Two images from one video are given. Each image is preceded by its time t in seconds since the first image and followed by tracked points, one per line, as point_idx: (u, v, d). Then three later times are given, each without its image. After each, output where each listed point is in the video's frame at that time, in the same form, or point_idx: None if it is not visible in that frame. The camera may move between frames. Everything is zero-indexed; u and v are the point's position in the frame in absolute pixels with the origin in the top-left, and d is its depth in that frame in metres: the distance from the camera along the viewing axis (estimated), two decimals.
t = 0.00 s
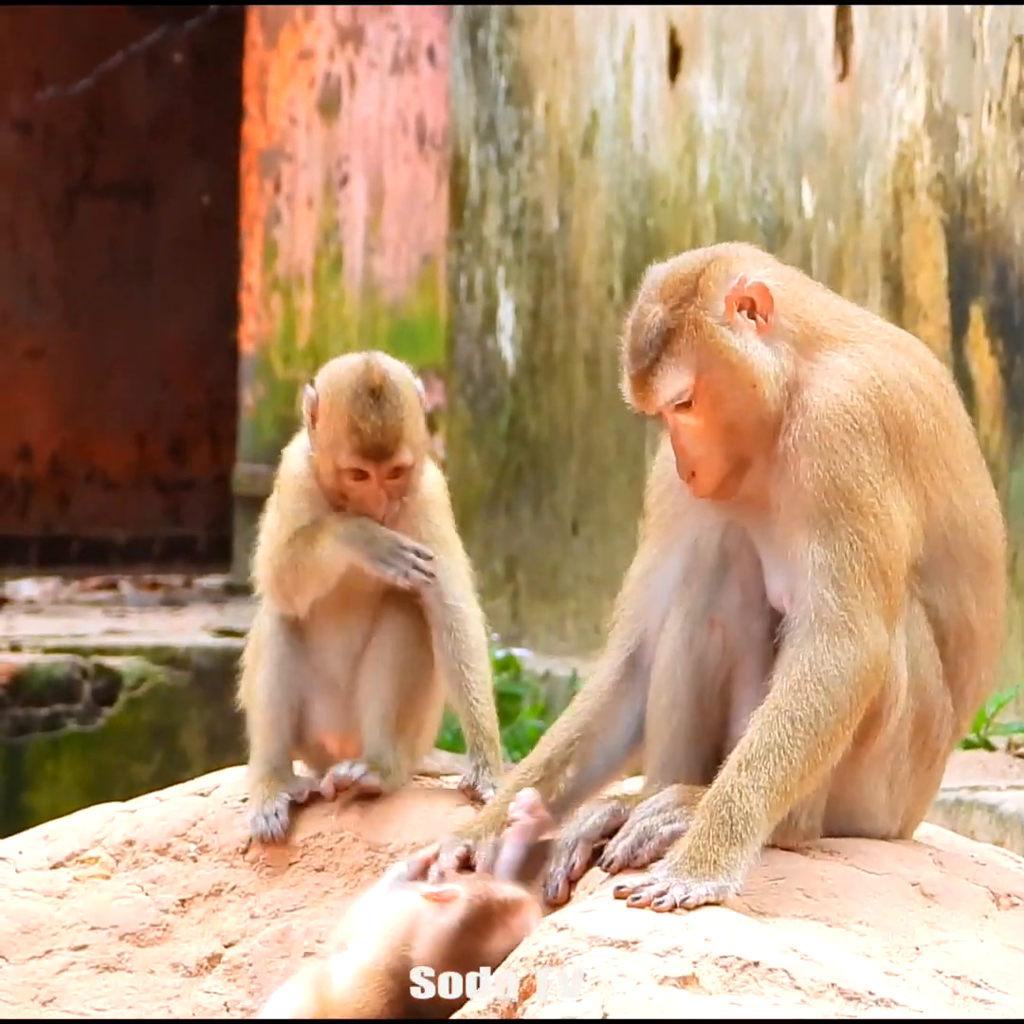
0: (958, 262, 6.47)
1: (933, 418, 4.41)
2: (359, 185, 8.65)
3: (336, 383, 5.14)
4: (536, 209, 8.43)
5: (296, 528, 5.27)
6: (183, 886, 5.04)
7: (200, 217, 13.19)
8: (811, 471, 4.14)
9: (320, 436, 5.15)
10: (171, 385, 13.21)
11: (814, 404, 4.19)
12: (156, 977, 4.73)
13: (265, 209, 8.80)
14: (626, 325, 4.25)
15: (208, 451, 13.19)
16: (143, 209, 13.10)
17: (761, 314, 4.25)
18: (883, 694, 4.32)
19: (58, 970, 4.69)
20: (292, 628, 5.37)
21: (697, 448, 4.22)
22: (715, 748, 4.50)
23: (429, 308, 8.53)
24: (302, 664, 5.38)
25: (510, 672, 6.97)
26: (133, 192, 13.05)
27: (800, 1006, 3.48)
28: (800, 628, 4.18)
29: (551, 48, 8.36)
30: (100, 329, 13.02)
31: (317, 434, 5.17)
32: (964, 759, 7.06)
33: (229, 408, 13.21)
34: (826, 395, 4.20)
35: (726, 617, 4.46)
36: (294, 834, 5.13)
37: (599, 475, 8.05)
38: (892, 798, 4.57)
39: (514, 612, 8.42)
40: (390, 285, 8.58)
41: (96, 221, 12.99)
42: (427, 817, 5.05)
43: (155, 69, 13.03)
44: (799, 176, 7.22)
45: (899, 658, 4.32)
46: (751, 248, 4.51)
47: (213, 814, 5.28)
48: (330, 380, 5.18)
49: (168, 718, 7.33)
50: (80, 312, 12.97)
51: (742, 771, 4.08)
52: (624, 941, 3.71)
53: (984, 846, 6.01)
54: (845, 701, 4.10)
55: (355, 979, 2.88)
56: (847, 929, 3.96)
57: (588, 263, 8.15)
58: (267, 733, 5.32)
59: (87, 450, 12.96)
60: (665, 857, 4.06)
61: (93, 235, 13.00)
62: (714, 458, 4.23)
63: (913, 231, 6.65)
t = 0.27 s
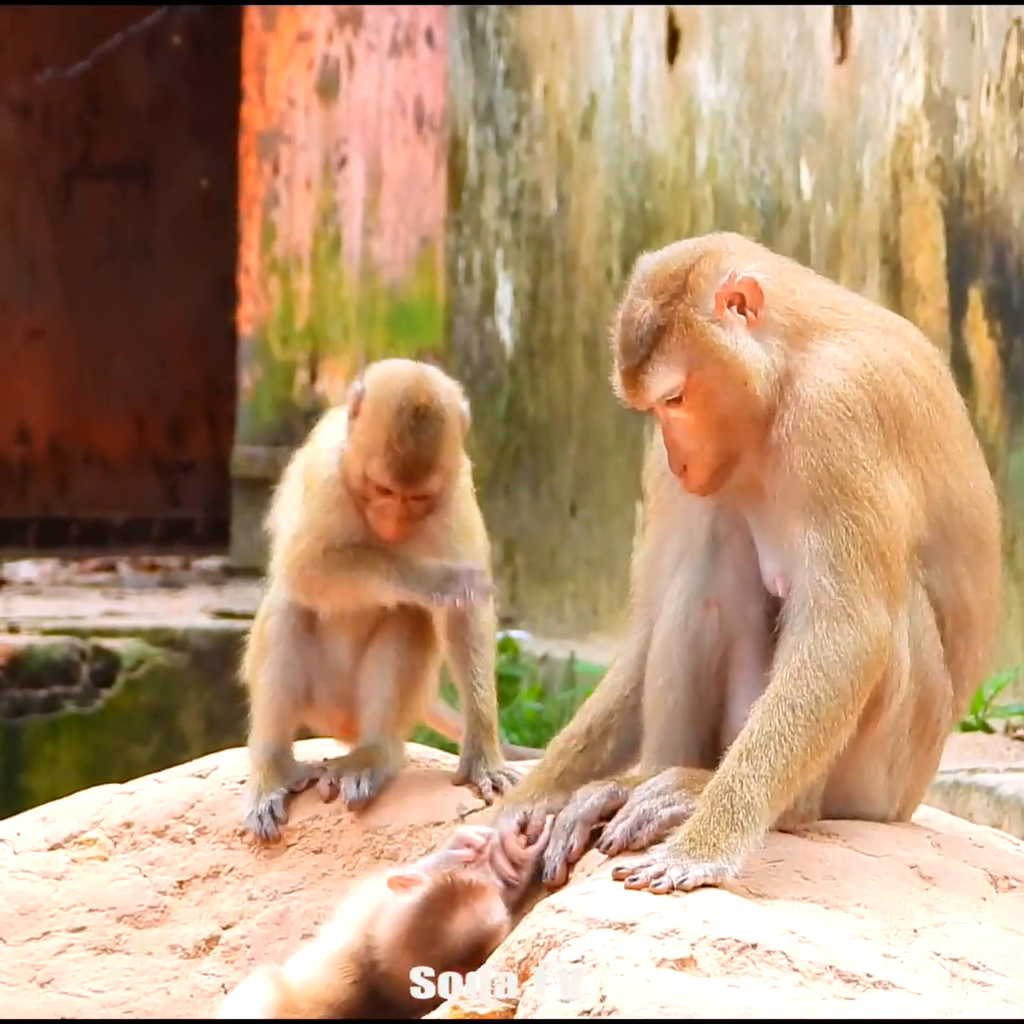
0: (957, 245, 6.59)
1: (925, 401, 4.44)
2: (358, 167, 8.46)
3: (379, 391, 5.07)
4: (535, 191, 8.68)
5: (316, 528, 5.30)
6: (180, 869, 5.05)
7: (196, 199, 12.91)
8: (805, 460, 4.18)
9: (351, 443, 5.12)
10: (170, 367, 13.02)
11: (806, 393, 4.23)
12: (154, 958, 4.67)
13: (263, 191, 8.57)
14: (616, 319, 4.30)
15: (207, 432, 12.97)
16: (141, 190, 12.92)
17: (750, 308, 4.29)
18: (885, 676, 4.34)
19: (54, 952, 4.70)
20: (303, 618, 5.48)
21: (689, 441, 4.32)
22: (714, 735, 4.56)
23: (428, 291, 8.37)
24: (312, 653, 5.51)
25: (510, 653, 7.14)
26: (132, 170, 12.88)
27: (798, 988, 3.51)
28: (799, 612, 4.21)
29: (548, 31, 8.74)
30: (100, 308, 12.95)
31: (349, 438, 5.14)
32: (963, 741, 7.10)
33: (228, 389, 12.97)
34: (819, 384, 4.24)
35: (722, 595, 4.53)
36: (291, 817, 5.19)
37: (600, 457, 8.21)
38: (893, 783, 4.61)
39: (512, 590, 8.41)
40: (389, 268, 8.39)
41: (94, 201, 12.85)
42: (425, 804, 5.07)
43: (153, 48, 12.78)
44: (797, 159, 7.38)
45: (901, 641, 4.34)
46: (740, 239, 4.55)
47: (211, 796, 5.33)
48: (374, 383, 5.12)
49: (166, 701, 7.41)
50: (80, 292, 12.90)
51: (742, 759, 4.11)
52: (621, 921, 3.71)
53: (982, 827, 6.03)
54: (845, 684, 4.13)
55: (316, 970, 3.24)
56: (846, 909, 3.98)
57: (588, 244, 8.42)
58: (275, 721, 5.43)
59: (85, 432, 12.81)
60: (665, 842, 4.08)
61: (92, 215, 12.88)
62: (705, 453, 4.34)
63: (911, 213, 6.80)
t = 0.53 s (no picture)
0: (952, 226, 6.80)
1: (912, 372, 4.43)
2: (352, 148, 9.25)
3: (496, 397, 5.08)
4: (529, 174, 8.66)
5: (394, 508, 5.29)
6: (174, 851, 5.06)
7: (192, 181, 13.65)
8: (790, 437, 4.19)
9: (468, 448, 5.12)
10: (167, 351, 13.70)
11: (791, 370, 4.23)
12: (148, 941, 4.82)
13: (258, 173, 9.38)
14: (604, 316, 4.30)
15: (201, 414, 13.68)
16: (136, 173, 13.57)
17: (739, 297, 4.27)
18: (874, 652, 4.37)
19: (48, 934, 4.82)
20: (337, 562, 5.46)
21: (683, 432, 4.35)
22: (711, 713, 4.61)
23: (422, 271, 9.01)
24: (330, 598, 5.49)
25: (504, 635, 7.19)
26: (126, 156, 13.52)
27: (791, 969, 3.58)
28: (788, 587, 4.22)
29: (544, 15, 8.63)
30: (94, 292, 13.53)
31: (460, 438, 5.15)
32: (957, 724, 7.13)
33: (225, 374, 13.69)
34: (803, 361, 4.23)
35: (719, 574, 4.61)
36: (285, 800, 5.13)
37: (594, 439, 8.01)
38: (890, 755, 4.63)
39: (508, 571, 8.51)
40: (384, 249, 9.14)
41: (91, 186, 13.47)
42: (413, 784, 4.99)
43: (149, 35, 13.45)
44: (793, 140, 7.48)
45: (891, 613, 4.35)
46: (725, 225, 4.53)
47: (206, 777, 5.30)
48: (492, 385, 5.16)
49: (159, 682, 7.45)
50: (76, 275, 13.48)
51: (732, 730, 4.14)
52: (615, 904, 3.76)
53: (977, 809, 6.05)
54: (835, 658, 4.14)
55: (300, 967, 3.41)
56: (834, 896, 4.00)
57: (582, 226, 8.39)
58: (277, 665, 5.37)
59: (82, 415, 13.42)
60: (656, 823, 4.15)
61: (87, 200, 13.49)
62: (702, 443, 4.36)
63: (907, 194, 6.99)
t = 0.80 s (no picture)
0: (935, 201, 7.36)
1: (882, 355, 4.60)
2: (332, 130, 9.27)
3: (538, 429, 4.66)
4: (509, 152, 9.28)
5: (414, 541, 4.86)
6: (156, 832, 5.10)
7: (172, 160, 13.73)
8: (767, 424, 4.33)
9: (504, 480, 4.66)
10: (147, 327, 13.83)
11: (766, 356, 4.36)
12: (128, 921, 4.89)
13: (237, 154, 9.29)
14: (574, 283, 4.44)
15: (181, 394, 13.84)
16: (116, 155, 13.64)
17: (709, 273, 4.40)
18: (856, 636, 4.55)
19: (29, 914, 4.85)
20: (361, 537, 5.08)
21: (647, 403, 4.44)
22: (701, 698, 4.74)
23: (401, 252, 9.21)
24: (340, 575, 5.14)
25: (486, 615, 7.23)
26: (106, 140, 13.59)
27: (772, 949, 3.79)
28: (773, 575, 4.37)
29: None
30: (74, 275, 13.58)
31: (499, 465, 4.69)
32: (937, 703, 7.22)
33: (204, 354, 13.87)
34: (779, 346, 4.37)
35: (705, 561, 4.69)
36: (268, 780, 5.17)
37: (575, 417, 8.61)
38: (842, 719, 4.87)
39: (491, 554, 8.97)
40: (363, 229, 9.23)
41: (70, 167, 13.51)
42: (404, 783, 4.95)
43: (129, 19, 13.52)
44: (773, 120, 8.11)
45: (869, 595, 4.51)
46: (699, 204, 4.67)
47: (186, 756, 5.30)
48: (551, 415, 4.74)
49: (139, 661, 7.68)
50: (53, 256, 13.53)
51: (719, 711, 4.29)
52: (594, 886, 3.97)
53: (957, 790, 6.08)
54: (820, 642, 4.29)
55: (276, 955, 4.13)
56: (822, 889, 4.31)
57: (562, 207, 9.05)
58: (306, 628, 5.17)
59: (61, 394, 13.52)
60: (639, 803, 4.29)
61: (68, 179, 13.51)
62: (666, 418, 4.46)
63: (887, 175, 7.54)
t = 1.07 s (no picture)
0: (925, 191, 8.16)
1: (861, 351, 5.10)
2: (323, 114, 9.36)
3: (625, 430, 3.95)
4: (501, 139, 9.40)
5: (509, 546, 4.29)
6: (148, 817, 5.18)
7: (164, 147, 13.98)
8: (759, 428, 4.83)
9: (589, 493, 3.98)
10: (136, 311, 14.25)
11: (754, 362, 4.87)
12: (121, 908, 4.83)
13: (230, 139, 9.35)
14: (561, 303, 4.97)
15: (172, 381, 14.12)
16: (108, 140, 13.95)
17: (698, 284, 4.91)
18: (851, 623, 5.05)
19: (21, 901, 4.82)
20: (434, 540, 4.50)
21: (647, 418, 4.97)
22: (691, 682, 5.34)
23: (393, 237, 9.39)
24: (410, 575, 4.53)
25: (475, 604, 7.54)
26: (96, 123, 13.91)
27: (764, 935, 4.00)
28: (773, 571, 4.88)
29: None
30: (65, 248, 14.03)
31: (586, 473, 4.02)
32: (929, 689, 7.28)
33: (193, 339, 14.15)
34: (765, 352, 4.88)
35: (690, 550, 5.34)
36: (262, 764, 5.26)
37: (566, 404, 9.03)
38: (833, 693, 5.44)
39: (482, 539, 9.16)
40: (355, 214, 9.39)
41: (62, 149, 13.85)
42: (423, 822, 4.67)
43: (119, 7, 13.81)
44: (765, 106, 8.77)
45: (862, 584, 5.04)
46: (685, 215, 5.23)
47: (178, 742, 5.40)
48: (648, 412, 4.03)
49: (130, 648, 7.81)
50: (48, 241, 14.00)
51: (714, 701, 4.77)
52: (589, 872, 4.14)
53: (949, 777, 6.09)
54: (822, 632, 4.78)
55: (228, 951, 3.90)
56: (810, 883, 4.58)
57: (553, 189, 9.29)
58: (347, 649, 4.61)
59: (52, 380, 13.89)
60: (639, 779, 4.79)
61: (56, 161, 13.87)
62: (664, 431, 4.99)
63: (880, 160, 8.37)
